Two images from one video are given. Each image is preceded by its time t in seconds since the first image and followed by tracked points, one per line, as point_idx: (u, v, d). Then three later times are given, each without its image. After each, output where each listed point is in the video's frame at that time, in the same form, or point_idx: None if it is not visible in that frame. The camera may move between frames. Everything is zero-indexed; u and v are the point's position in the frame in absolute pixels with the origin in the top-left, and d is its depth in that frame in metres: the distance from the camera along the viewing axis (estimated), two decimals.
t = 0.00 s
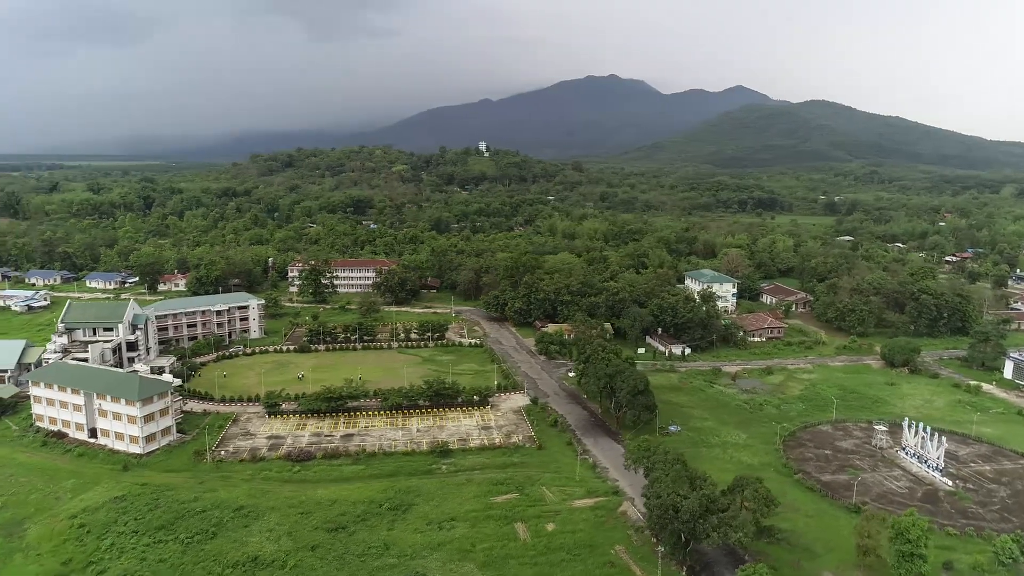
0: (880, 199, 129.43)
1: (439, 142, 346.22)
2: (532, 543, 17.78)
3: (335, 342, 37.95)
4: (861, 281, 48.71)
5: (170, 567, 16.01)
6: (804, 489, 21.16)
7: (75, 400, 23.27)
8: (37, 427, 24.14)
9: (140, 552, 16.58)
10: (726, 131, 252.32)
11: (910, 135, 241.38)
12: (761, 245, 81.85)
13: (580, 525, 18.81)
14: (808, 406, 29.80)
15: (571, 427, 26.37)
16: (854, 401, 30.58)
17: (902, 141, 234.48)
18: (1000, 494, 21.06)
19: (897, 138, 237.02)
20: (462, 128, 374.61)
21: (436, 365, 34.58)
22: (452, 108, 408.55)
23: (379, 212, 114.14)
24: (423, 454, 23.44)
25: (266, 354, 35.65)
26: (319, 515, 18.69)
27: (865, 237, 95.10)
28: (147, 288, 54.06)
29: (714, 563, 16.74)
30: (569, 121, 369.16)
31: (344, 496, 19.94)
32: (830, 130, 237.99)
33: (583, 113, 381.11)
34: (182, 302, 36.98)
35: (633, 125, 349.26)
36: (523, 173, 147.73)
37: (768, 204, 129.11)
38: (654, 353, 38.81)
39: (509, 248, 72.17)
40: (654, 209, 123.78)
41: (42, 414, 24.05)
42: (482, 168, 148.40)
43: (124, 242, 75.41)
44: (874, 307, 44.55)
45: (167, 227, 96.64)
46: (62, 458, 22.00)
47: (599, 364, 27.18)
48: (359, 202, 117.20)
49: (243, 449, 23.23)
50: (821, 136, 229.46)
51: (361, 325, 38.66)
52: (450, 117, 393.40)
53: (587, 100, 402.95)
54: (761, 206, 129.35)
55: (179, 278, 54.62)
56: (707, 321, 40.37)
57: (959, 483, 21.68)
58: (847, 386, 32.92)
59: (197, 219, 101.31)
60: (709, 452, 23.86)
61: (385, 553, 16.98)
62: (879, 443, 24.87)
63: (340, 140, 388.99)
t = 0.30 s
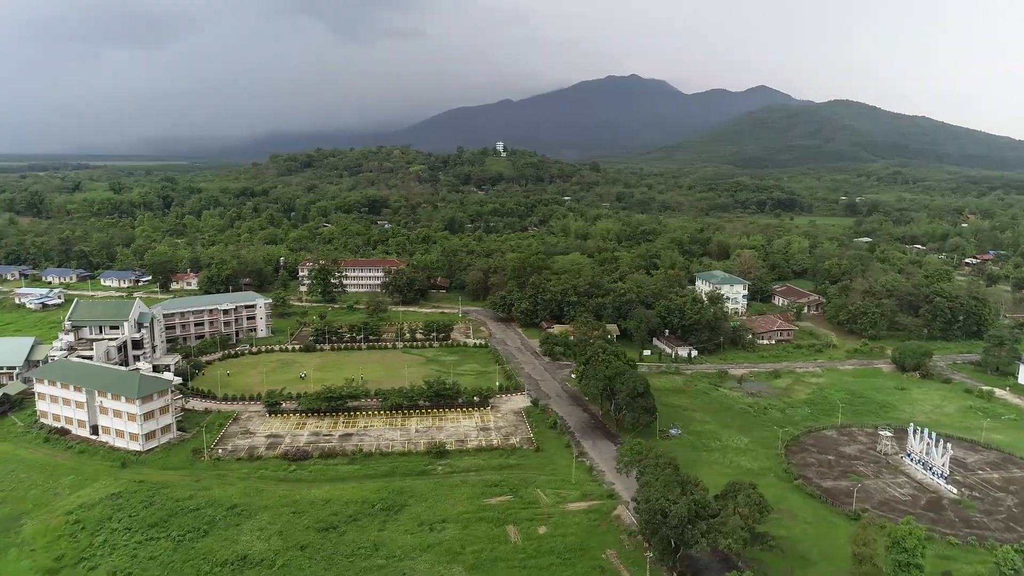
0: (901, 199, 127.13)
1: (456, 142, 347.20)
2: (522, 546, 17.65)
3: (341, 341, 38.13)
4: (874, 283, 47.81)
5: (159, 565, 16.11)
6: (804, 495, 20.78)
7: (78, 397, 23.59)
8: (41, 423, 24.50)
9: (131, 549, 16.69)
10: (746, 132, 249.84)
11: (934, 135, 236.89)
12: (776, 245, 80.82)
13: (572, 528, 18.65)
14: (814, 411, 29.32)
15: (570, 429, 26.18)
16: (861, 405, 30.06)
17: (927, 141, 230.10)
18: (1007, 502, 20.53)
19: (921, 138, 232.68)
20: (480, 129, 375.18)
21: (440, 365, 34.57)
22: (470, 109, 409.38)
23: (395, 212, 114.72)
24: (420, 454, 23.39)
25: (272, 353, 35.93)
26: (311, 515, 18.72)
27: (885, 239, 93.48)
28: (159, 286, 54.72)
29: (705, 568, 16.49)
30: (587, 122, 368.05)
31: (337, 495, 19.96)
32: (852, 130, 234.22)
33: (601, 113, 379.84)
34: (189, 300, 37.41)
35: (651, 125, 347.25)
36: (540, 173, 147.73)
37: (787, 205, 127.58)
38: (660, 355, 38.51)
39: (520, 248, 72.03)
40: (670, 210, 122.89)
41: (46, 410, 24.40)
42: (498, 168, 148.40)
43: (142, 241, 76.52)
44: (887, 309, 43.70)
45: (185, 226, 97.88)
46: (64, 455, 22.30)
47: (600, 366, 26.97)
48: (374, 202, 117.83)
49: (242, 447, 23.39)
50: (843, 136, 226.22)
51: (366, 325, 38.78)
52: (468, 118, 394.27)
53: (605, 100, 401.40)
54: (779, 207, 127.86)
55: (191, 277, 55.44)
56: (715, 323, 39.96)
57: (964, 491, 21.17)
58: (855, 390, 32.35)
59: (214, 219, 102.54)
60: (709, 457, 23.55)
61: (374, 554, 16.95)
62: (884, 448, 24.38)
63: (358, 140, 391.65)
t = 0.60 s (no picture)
0: (922, 200, 124.82)
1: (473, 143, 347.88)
2: (511, 548, 17.53)
3: (346, 340, 38.25)
4: (886, 285, 46.95)
5: (148, 563, 16.21)
6: (802, 501, 20.42)
7: (79, 394, 23.87)
8: (44, 420, 24.85)
9: (122, 547, 16.83)
10: (764, 133, 247.32)
11: (958, 135, 232.57)
12: (791, 246, 79.82)
13: (563, 531, 18.49)
14: (819, 414, 28.85)
15: (569, 430, 26.00)
16: (868, 409, 29.51)
17: (950, 141, 225.99)
18: (1012, 511, 20.02)
19: (945, 138, 228.50)
20: (496, 129, 375.42)
21: (442, 365, 34.54)
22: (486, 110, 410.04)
23: (409, 211, 115.13)
24: (415, 455, 23.34)
25: (276, 352, 36.16)
26: (302, 514, 18.74)
27: (903, 241, 91.92)
28: (171, 285, 55.36)
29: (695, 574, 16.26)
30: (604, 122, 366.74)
31: (329, 495, 19.97)
32: (873, 130, 230.68)
33: (617, 113, 378.31)
34: (196, 299, 37.79)
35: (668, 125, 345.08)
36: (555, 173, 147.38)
37: (804, 205, 126.00)
38: (665, 356, 38.19)
39: (531, 248, 71.85)
40: (684, 211, 121.98)
41: (49, 407, 24.73)
42: (512, 168, 148.28)
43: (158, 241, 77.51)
44: (899, 312, 42.89)
45: (201, 226, 98.97)
46: (64, 452, 22.58)
47: (599, 368, 26.75)
48: (388, 202, 118.33)
49: (240, 445, 23.52)
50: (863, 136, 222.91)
51: (371, 325, 38.89)
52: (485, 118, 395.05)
53: (621, 100, 399.74)
54: (796, 207, 126.28)
55: (202, 276, 56.04)
56: (722, 324, 39.50)
57: (968, 499, 20.68)
58: (862, 394, 31.78)
59: (229, 219, 103.58)
60: (708, 460, 23.24)
61: (362, 554, 16.93)
62: (887, 454, 23.91)
63: (376, 141, 393.40)
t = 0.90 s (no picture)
0: (939, 201, 122.94)
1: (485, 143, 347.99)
2: (496, 551, 17.43)
3: (346, 340, 38.32)
4: (894, 287, 46.23)
5: (133, 561, 16.29)
6: (795, 506, 20.12)
7: (76, 392, 24.08)
8: (42, 418, 25.12)
9: (108, 545, 16.93)
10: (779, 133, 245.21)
11: (977, 135, 229.03)
12: (802, 247, 78.96)
13: (549, 533, 18.35)
14: (819, 418, 28.46)
15: (564, 432, 25.87)
16: (869, 413, 29.06)
17: (969, 141, 222.57)
18: (1010, 518, 19.60)
19: (963, 138, 225.15)
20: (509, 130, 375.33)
21: (441, 366, 34.51)
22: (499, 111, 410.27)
23: (420, 211, 115.39)
24: (408, 455, 23.31)
25: (277, 351, 36.32)
26: (289, 514, 18.76)
27: (918, 242, 90.59)
28: (178, 284, 55.85)
29: None
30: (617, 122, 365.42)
31: (318, 495, 19.97)
32: (890, 129, 227.85)
33: (631, 113, 376.85)
34: (198, 298, 38.07)
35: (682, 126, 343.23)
36: (566, 174, 146.94)
37: (817, 206, 124.65)
38: (666, 358, 37.87)
39: (538, 249, 71.71)
40: (696, 211, 121.18)
41: (47, 405, 25.00)
42: (523, 168, 148.11)
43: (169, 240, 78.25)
44: (906, 315, 42.22)
45: (212, 225, 99.75)
46: (59, 449, 22.81)
47: (595, 370, 26.57)
48: (399, 202, 118.63)
49: (233, 444, 23.60)
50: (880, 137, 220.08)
51: (372, 325, 38.94)
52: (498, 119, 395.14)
53: (635, 100, 398.24)
54: (809, 208, 124.94)
55: (208, 275, 56.48)
56: (724, 326, 39.10)
57: (966, 505, 20.27)
58: (865, 398, 31.32)
59: (241, 218, 104.35)
60: (701, 464, 22.99)
61: (346, 555, 16.91)
62: (886, 459, 23.50)
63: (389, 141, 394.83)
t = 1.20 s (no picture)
0: (951, 202, 121.50)
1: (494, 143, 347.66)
2: (477, 553, 17.33)
3: (343, 340, 38.33)
4: (898, 288, 45.73)
5: (113, 561, 16.30)
6: (784, 510, 19.88)
7: (67, 391, 24.18)
8: (36, 416, 25.25)
9: (90, 544, 16.97)
10: (790, 133, 243.55)
11: (991, 135, 226.51)
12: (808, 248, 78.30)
13: (533, 535, 18.23)
14: (814, 420, 28.16)
15: (554, 433, 25.77)
16: (866, 416, 28.71)
17: (983, 141, 219.97)
18: (1003, 524, 19.29)
19: (977, 138, 222.73)
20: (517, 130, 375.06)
21: (436, 366, 34.46)
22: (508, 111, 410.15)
23: (426, 211, 115.42)
24: (396, 456, 23.26)
25: (273, 351, 36.39)
26: (272, 515, 18.74)
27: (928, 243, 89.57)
28: (179, 283, 56.07)
29: None
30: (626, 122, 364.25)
31: (303, 496, 19.93)
32: (902, 129, 225.69)
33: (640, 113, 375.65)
34: (195, 297, 38.21)
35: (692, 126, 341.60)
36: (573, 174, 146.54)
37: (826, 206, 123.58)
38: (663, 360, 37.61)
39: (541, 249, 71.55)
40: (703, 211, 120.48)
41: (41, 403, 25.14)
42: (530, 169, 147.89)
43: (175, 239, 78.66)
44: (908, 316, 41.75)
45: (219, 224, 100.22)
46: (50, 447, 22.90)
47: (586, 371, 26.43)
48: (405, 202, 118.74)
49: (222, 444, 23.62)
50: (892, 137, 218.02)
51: (369, 325, 38.95)
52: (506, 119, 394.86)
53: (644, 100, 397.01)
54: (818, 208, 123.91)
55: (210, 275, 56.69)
56: (722, 327, 38.81)
57: (958, 511, 19.97)
58: (863, 400, 30.96)
59: (248, 218, 104.79)
60: (691, 466, 22.79)
61: (327, 556, 16.88)
62: (880, 463, 23.18)
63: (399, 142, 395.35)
